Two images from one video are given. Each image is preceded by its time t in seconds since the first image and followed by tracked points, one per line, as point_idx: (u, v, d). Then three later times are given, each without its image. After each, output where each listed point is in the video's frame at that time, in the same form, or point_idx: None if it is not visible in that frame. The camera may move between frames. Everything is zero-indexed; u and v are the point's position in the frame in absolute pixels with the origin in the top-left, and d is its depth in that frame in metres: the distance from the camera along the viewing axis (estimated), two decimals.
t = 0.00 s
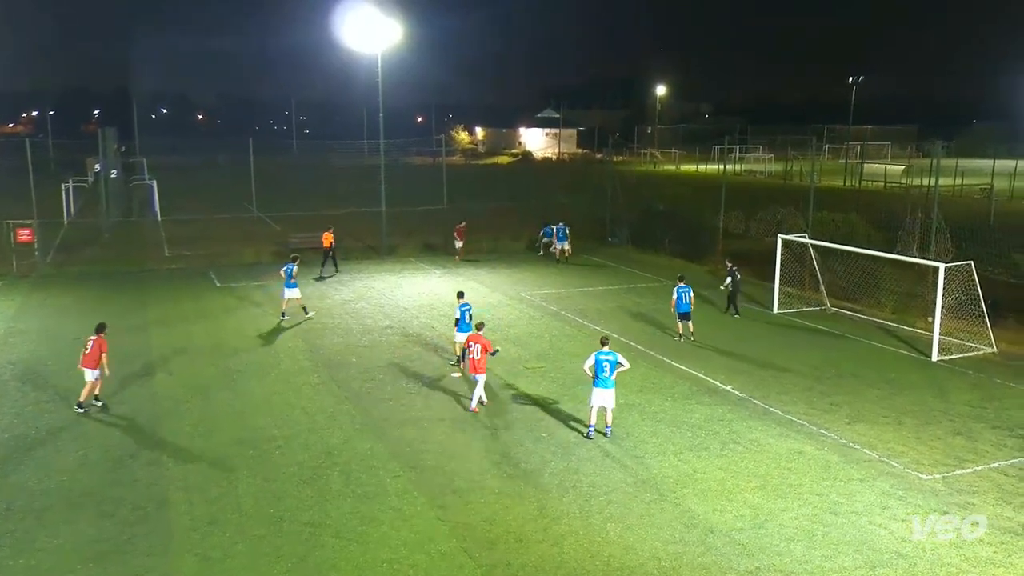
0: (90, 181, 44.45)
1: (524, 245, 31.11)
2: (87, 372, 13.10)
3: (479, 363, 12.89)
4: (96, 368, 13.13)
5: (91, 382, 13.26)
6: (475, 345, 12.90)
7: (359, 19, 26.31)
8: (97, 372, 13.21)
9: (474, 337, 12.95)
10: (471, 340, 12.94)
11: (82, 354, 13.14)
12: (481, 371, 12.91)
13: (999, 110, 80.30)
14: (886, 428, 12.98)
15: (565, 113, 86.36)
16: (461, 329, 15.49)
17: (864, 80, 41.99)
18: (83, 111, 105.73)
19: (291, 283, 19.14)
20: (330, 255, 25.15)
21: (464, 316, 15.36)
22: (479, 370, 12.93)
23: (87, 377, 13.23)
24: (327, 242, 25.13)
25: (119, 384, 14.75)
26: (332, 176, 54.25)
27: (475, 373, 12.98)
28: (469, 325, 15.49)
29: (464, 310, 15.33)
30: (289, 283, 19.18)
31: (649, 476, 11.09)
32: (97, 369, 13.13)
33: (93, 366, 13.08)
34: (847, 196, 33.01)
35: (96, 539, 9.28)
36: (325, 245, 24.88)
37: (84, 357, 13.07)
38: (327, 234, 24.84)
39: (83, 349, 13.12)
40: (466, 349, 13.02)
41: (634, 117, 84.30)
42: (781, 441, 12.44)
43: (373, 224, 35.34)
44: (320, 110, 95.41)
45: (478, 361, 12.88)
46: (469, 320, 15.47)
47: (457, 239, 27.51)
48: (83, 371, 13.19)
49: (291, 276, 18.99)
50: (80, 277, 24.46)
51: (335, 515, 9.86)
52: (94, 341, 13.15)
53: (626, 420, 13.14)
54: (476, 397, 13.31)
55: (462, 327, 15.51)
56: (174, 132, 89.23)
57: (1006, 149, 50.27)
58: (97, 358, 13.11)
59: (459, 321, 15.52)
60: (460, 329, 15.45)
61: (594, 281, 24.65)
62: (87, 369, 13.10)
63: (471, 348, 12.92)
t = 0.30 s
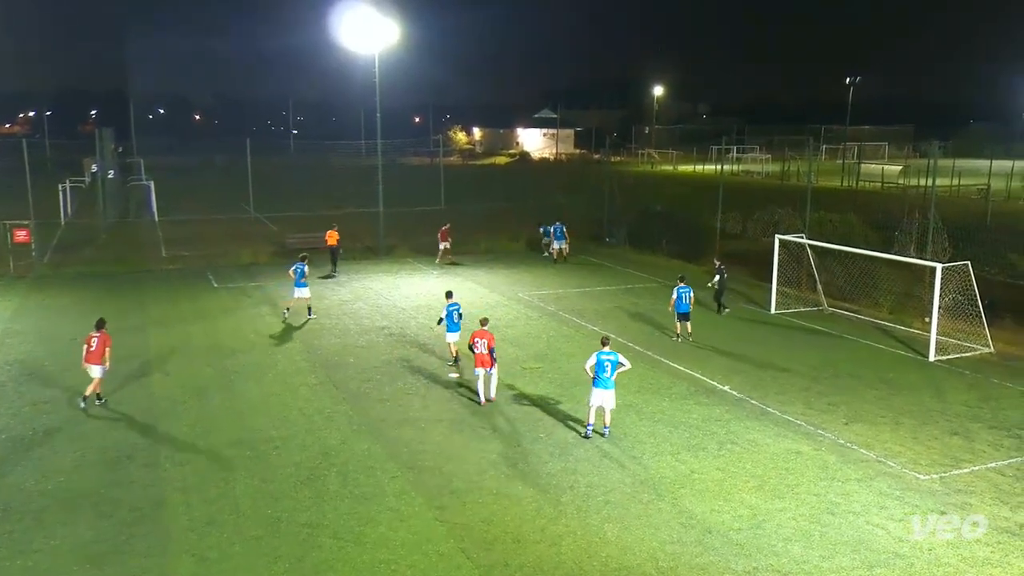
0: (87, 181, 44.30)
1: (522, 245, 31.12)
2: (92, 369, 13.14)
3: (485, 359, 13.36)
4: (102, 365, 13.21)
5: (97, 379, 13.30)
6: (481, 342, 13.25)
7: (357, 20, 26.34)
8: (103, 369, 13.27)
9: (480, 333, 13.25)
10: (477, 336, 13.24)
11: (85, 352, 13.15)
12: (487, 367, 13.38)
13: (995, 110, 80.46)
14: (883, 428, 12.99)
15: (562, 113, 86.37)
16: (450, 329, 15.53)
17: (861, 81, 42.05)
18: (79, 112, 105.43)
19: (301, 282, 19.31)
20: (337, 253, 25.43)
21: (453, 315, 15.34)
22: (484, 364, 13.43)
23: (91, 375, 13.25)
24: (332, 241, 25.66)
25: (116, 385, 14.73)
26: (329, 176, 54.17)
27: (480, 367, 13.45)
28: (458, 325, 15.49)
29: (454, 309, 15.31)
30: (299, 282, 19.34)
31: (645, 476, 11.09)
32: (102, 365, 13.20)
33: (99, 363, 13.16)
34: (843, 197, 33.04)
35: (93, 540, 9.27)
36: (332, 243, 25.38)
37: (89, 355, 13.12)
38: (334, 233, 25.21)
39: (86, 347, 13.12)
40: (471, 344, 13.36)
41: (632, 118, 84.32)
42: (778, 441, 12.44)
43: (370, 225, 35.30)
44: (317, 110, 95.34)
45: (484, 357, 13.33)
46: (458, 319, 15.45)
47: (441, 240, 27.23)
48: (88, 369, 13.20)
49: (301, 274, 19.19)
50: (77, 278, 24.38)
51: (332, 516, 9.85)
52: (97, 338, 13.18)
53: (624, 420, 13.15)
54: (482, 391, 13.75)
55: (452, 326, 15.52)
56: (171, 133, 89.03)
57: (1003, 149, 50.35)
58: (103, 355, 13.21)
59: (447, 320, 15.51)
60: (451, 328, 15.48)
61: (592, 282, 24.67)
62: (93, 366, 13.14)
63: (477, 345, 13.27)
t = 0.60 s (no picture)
0: (86, 182, 44.25)
1: (521, 245, 31.12)
2: (102, 364, 13.50)
3: (491, 356, 13.63)
4: (112, 359, 13.62)
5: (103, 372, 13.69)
6: (488, 339, 13.52)
7: (357, 21, 26.37)
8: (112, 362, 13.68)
9: (487, 331, 13.51)
10: (484, 334, 13.51)
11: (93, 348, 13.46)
12: (494, 364, 13.69)
13: (994, 110, 80.57)
14: (882, 429, 13.00)
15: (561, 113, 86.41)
16: (441, 329, 15.53)
17: (860, 81, 42.08)
18: (79, 112, 105.33)
19: (308, 282, 19.49)
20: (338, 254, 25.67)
21: (445, 315, 15.37)
22: (491, 362, 13.70)
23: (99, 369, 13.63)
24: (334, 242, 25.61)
25: (115, 385, 14.74)
26: (328, 176, 54.13)
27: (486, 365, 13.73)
28: (449, 325, 15.51)
29: (444, 309, 15.32)
30: (306, 282, 19.52)
31: (644, 477, 11.09)
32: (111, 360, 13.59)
33: (110, 358, 13.56)
34: (842, 197, 33.07)
35: (92, 540, 9.27)
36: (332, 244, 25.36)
37: (98, 350, 13.46)
38: (336, 234, 25.29)
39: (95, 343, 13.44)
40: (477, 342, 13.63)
41: (631, 118, 84.35)
42: (777, 441, 12.45)
43: (370, 225, 35.28)
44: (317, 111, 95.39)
45: (491, 354, 13.60)
46: (449, 319, 15.48)
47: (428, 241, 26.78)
48: (96, 364, 13.53)
49: (308, 273, 19.32)
50: (76, 279, 24.37)
51: (331, 516, 9.85)
52: (105, 334, 13.51)
53: (623, 421, 13.16)
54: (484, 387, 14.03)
55: (442, 327, 15.53)
56: (170, 134, 88.91)
57: (1002, 149, 50.40)
58: (111, 350, 13.59)
59: (438, 320, 15.52)
60: (441, 329, 15.45)
61: (591, 282, 24.68)
62: (103, 361, 13.52)
63: (485, 342, 13.54)
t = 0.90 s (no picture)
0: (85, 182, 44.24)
1: (521, 246, 31.11)
2: (117, 358, 13.91)
3: (495, 353, 13.75)
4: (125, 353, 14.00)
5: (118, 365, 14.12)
6: (492, 336, 13.64)
7: (357, 22, 26.37)
8: (125, 355, 14.08)
9: (491, 328, 13.64)
10: (488, 332, 13.63)
11: (107, 343, 13.81)
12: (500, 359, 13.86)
13: (994, 110, 80.67)
14: (882, 429, 12.99)
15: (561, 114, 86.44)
16: (432, 328, 15.55)
17: (860, 81, 42.09)
18: (79, 112, 105.33)
19: (316, 280, 19.60)
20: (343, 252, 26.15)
21: (435, 314, 15.44)
22: (495, 358, 13.83)
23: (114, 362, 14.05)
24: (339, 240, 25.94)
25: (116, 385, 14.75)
26: (328, 176, 54.10)
27: (490, 361, 13.86)
28: (439, 323, 15.54)
29: (435, 307, 15.35)
30: (314, 281, 19.65)
31: (645, 477, 11.08)
32: (125, 354, 13.97)
33: (122, 352, 13.92)
34: (842, 198, 33.07)
35: (92, 540, 9.27)
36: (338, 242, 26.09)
37: (111, 346, 13.83)
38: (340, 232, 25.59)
39: (108, 339, 13.77)
40: (482, 339, 13.75)
41: (631, 118, 84.34)
42: (777, 441, 12.44)
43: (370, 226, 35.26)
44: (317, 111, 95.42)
45: (495, 351, 13.72)
46: (439, 317, 15.52)
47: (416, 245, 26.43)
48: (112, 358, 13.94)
49: (318, 273, 19.51)
50: (76, 279, 24.37)
51: (331, 516, 9.85)
52: (116, 329, 13.81)
53: (623, 421, 13.15)
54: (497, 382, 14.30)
55: (433, 325, 15.56)
56: (170, 134, 88.86)
57: (1002, 149, 50.42)
58: (124, 344, 13.94)
59: (428, 319, 15.55)
60: (431, 327, 15.44)
61: (591, 282, 24.69)
62: (117, 355, 13.91)
63: (489, 339, 13.67)
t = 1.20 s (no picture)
0: (86, 182, 44.28)
1: (521, 246, 31.12)
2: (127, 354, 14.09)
3: (493, 349, 13.82)
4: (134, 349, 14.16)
5: (128, 361, 14.30)
6: (490, 332, 13.72)
7: (358, 21, 26.37)
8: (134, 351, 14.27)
9: (487, 324, 13.72)
10: (485, 328, 13.70)
11: (118, 339, 13.99)
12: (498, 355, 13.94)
13: (993, 110, 80.79)
14: (883, 429, 12.99)
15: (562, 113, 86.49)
16: (424, 327, 15.58)
17: (861, 81, 42.07)
18: (80, 113, 105.40)
19: (324, 278, 19.76)
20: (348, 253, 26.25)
21: (428, 313, 15.47)
22: (492, 355, 13.89)
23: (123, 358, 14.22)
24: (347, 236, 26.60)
25: (116, 385, 14.77)
26: (329, 177, 54.09)
27: (487, 357, 13.91)
28: (432, 322, 15.57)
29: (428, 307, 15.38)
30: (321, 279, 19.83)
31: (645, 478, 11.08)
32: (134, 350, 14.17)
33: (131, 348, 14.10)
34: (843, 198, 33.04)
35: (92, 540, 9.28)
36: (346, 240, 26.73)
37: (121, 341, 14.02)
38: (348, 230, 26.02)
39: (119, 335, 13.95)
40: (478, 337, 13.80)
41: (631, 118, 84.36)
42: (778, 442, 12.44)
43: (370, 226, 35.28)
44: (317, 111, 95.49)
45: (492, 347, 13.80)
46: (432, 317, 15.55)
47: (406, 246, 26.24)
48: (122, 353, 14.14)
49: (325, 272, 19.66)
50: (77, 279, 24.42)
51: (331, 517, 9.86)
52: (128, 324, 14.02)
53: (624, 421, 13.15)
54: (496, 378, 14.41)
55: (426, 325, 15.58)
56: (171, 134, 88.86)
57: (1002, 149, 50.46)
58: (135, 340, 14.14)
59: (421, 318, 15.59)
60: (424, 327, 15.48)
61: (591, 282, 24.70)
62: (126, 351, 14.09)
63: (486, 336, 13.74)
